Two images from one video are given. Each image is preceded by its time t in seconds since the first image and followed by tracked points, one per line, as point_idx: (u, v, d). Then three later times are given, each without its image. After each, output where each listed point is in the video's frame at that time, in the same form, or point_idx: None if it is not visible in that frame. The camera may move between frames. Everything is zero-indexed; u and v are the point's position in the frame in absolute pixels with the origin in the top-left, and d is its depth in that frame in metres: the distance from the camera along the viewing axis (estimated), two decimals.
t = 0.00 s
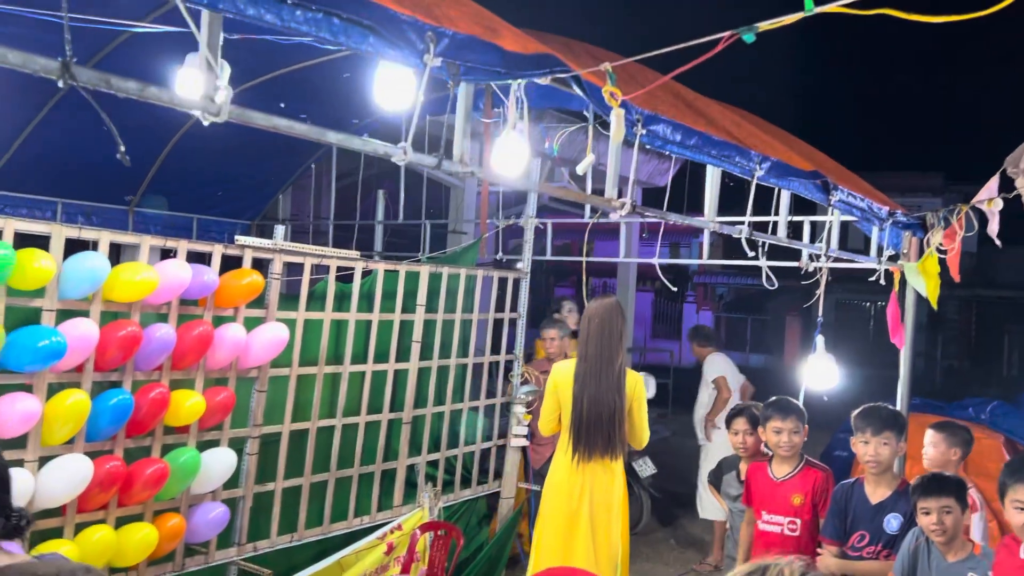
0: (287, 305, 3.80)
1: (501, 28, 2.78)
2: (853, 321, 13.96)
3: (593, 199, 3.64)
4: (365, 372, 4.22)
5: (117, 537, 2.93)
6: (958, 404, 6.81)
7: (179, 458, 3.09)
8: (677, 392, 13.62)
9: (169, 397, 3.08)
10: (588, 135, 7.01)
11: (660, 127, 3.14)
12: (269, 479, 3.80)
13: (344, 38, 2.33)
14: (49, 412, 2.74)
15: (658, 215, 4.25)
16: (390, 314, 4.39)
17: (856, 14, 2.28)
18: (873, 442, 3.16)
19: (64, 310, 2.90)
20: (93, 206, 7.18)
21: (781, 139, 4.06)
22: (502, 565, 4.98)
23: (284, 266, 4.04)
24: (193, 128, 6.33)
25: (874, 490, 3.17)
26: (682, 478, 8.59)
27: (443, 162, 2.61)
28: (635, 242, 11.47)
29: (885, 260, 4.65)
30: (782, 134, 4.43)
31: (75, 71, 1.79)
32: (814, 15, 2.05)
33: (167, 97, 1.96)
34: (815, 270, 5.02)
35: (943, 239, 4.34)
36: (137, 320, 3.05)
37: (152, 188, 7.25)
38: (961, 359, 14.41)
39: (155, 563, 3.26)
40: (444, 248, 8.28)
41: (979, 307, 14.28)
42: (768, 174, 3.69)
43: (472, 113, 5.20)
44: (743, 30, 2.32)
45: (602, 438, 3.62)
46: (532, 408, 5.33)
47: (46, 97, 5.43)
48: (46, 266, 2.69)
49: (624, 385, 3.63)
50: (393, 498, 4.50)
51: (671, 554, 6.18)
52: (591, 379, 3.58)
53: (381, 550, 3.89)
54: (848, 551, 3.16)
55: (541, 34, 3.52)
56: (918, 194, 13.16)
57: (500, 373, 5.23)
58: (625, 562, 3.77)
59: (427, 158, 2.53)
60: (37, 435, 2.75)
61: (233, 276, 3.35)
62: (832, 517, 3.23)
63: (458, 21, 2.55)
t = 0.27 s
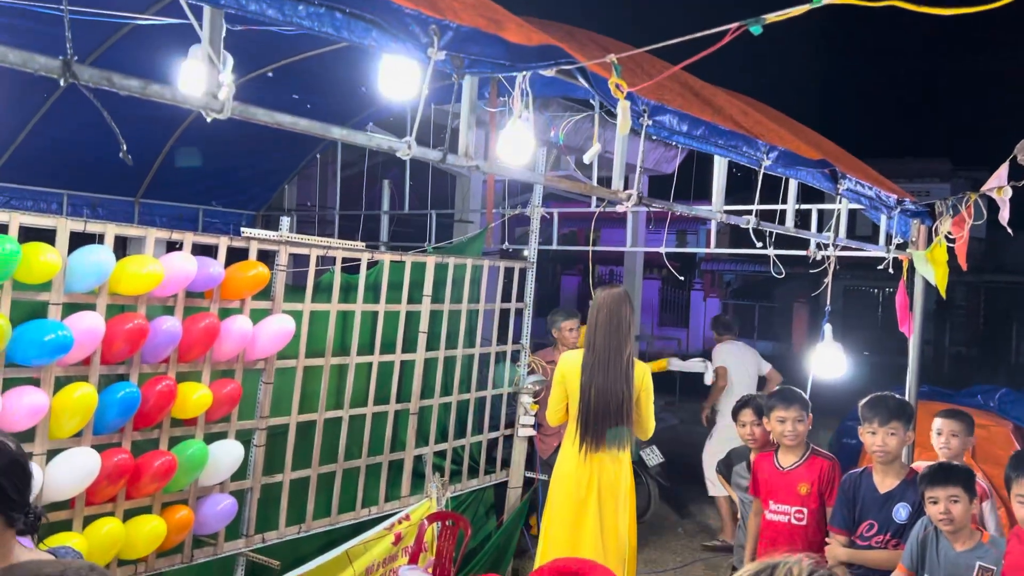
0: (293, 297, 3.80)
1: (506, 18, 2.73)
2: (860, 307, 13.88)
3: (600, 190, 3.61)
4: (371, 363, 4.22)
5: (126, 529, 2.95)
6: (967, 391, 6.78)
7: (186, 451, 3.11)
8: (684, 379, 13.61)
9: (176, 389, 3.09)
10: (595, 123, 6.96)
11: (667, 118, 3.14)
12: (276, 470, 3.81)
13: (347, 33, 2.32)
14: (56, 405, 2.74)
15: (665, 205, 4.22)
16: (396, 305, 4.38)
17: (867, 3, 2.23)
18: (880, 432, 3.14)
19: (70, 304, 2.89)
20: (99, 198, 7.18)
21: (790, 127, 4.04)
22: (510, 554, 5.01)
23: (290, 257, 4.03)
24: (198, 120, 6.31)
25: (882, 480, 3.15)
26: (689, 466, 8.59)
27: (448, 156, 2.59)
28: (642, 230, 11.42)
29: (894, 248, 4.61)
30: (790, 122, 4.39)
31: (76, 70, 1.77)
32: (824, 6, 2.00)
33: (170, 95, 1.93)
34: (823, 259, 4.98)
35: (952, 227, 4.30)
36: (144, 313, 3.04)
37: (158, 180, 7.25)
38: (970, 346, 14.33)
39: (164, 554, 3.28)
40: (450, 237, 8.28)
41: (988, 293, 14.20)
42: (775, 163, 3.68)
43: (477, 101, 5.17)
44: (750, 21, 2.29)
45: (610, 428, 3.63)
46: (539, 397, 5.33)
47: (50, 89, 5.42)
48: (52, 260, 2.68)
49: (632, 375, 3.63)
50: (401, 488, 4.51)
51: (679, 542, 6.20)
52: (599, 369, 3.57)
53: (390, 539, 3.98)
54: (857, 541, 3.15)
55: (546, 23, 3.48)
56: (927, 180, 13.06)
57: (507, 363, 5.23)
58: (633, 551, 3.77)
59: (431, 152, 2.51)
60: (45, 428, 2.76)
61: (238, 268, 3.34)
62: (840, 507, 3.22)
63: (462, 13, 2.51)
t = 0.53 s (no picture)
0: (295, 278, 3.79)
1: None
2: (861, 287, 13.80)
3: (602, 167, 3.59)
4: (374, 344, 4.22)
5: (130, 509, 2.96)
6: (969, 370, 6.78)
7: (189, 432, 3.12)
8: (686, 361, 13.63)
9: (178, 370, 3.09)
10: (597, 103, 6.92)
11: (669, 93, 3.12)
12: (280, 450, 3.82)
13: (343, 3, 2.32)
14: (58, 385, 2.75)
15: (667, 183, 4.19)
16: (398, 286, 4.38)
17: None
18: (883, 410, 3.14)
19: (71, 285, 2.89)
20: (99, 180, 7.15)
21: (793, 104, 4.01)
22: (513, 533, 5.04)
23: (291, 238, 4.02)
24: (197, 100, 6.27)
25: (884, 457, 3.16)
26: (691, 446, 8.62)
27: (448, 130, 2.57)
28: (643, 210, 11.38)
29: (898, 227, 4.59)
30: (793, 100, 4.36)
31: (68, 39, 1.77)
32: None
33: (165, 66, 1.90)
34: (826, 238, 4.96)
35: (956, 205, 4.28)
36: (145, 293, 3.04)
37: (157, 161, 7.22)
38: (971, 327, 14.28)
39: (168, 534, 3.30)
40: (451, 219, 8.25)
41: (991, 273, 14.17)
42: (778, 140, 3.66)
43: (478, 81, 5.14)
44: None
45: (611, 409, 3.63)
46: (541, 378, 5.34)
47: (48, 69, 5.37)
48: (51, 240, 2.67)
49: (632, 356, 3.62)
50: (404, 468, 4.53)
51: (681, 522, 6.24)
52: (600, 351, 3.56)
53: (394, 519, 3.99)
54: (859, 518, 3.16)
55: None
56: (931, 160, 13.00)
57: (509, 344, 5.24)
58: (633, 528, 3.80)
59: (431, 126, 2.49)
60: (47, 409, 2.76)
61: (238, 248, 3.33)
62: (842, 484, 3.22)
63: None
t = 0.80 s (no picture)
0: (297, 252, 3.78)
1: None
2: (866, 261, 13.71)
3: (607, 140, 3.54)
4: (377, 317, 4.23)
5: (135, 482, 2.99)
6: (971, 343, 6.78)
7: (193, 405, 3.13)
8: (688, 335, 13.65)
9: (181, 343, 3.10)
10: (600, 75, 6.85)
11: (673, 62, 3.06)
12: (284, 424, 3.84)
13: None
14: (62, 359, 2.76)
15: (671, 155, 4.14)
16: (401, 260, 4.37)
17: None
18: (886, 382, 3.13)
19: (74, 259, 2.88)
20: (100, 154, 7.11)
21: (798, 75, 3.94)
22: (516, 505, 5.08)
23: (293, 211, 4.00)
24: (197, 72, 6.21)
25: (887, 428, 3.16)
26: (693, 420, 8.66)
27: (449, 100, 2.54)
28: (647, 184, 11.31)
29: (902, 199, 4.56)
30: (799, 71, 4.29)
31: (64, 7, 1.72)
32: None
33: (163, 33, 1.86)
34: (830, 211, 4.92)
35: (962, 175, 4.24)
36: (147, 267, 3.03)
37: (159, 136, 7.17)
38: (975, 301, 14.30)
39: (174, 506, 3.33)
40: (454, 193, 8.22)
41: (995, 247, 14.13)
42: (783, 111, 3.60)
43: (480, 52, 5.08)
44: None
45: (610, 386, 3.64)
46: (544, 352, 5.35)
47: (46, 41, 5.32)
48: (53, 214, 2.66)
49: (631, 333, 3.62)
50: (408, 441, 4.56)
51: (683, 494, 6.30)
52: (598, 328, 3.57)
53: (397, 492, 4.01)
54: (861, 489, 3.19)
55: None
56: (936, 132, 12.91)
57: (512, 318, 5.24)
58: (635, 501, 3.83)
59: (433, 96, 2.45)
60: (52, 382, 2.78)
61: (240, 222, 3.32)
62: (844, 456, 3.24)
63: None
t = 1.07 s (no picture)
0: (302, 247, 3.78)
1: None
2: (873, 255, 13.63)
3: (612, 137, 3.50)
4: (382, 313, 4.23)
5: (141, 477, 3.00)
6: (978, 338, 6.75)
7: (198, 401, 3.14)
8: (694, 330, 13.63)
9: (186, 339, 3.10)
10: (605, 70, 6.83)
11: (679, 58, 3.03)
12: (289, 419, 3.85)
13: None
14: (68, 355, 2.77)
15: (676, 151, 4.12)
16: (406, 255, 4.37)
17: None
18: (891, 377, 3.12)
19: (79, 255, 2.88)
20: (106, 149, 7.12)
21: (805, 70, 3.91)
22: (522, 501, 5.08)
23: (298, 207, 4.00)
24: (202, 69, 6.20)
25: (893, 424, 3.14)
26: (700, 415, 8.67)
27: (454, 97, 2.53)
28: (652, 179, 11.28)
29: (909, 194, 4.52)
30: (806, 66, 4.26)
31: (67, 6, 1.68)
32: None
33: (165, 31, 1.84)
34: (836, 206, 4.88)
35: (970, 170, 4.21)
36: (152, 263, 3.03)
37: (164, 131, 7.18)
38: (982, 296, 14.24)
39: (179, 501, 3.33)
40: (459, 188, 8.22)
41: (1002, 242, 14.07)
42: (789, 106, 3.57)
43: (485, 47, 5.07)
44: None
45: (610, 382, 3.64)
46: (549, 347, 5.34)
47: (52, 38, 5.32)
48: (59, 210, 2.67)
49: (632, 329, 3.60)
50: (413, 436, 4.56)
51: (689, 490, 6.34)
52: (598, 325, 3.57)
53: (402, 487, 4.01)
54: (867, 485, 3.17)
55: None
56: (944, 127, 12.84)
57: (517, 313, 5.24)
58: (642, 496, 3.82)
59: (437, 94, 2.45)
60: (57, 378, 2.78)
61: (246, 218, 3.32)
62: (850, 452, 3.23)
63: None
